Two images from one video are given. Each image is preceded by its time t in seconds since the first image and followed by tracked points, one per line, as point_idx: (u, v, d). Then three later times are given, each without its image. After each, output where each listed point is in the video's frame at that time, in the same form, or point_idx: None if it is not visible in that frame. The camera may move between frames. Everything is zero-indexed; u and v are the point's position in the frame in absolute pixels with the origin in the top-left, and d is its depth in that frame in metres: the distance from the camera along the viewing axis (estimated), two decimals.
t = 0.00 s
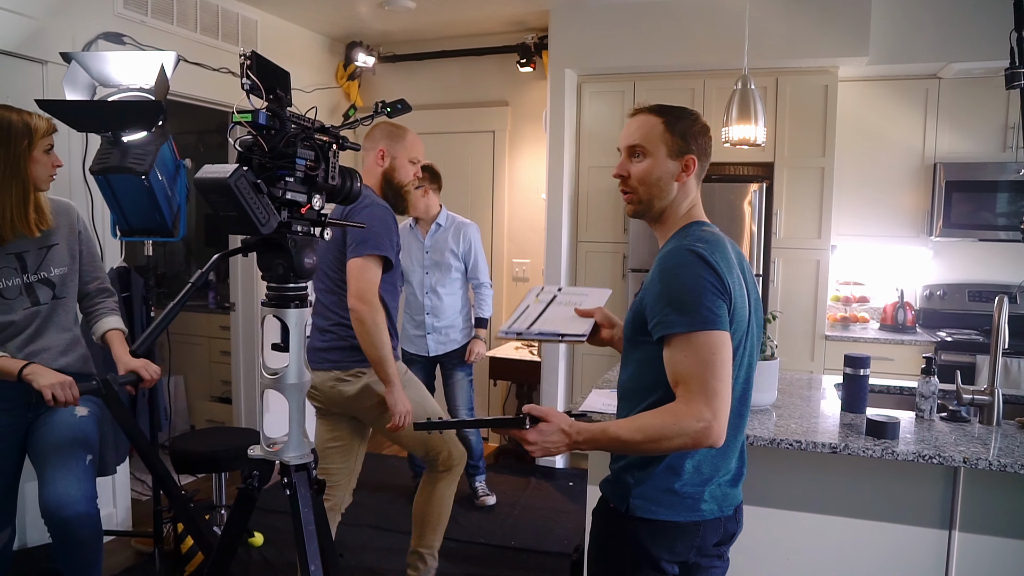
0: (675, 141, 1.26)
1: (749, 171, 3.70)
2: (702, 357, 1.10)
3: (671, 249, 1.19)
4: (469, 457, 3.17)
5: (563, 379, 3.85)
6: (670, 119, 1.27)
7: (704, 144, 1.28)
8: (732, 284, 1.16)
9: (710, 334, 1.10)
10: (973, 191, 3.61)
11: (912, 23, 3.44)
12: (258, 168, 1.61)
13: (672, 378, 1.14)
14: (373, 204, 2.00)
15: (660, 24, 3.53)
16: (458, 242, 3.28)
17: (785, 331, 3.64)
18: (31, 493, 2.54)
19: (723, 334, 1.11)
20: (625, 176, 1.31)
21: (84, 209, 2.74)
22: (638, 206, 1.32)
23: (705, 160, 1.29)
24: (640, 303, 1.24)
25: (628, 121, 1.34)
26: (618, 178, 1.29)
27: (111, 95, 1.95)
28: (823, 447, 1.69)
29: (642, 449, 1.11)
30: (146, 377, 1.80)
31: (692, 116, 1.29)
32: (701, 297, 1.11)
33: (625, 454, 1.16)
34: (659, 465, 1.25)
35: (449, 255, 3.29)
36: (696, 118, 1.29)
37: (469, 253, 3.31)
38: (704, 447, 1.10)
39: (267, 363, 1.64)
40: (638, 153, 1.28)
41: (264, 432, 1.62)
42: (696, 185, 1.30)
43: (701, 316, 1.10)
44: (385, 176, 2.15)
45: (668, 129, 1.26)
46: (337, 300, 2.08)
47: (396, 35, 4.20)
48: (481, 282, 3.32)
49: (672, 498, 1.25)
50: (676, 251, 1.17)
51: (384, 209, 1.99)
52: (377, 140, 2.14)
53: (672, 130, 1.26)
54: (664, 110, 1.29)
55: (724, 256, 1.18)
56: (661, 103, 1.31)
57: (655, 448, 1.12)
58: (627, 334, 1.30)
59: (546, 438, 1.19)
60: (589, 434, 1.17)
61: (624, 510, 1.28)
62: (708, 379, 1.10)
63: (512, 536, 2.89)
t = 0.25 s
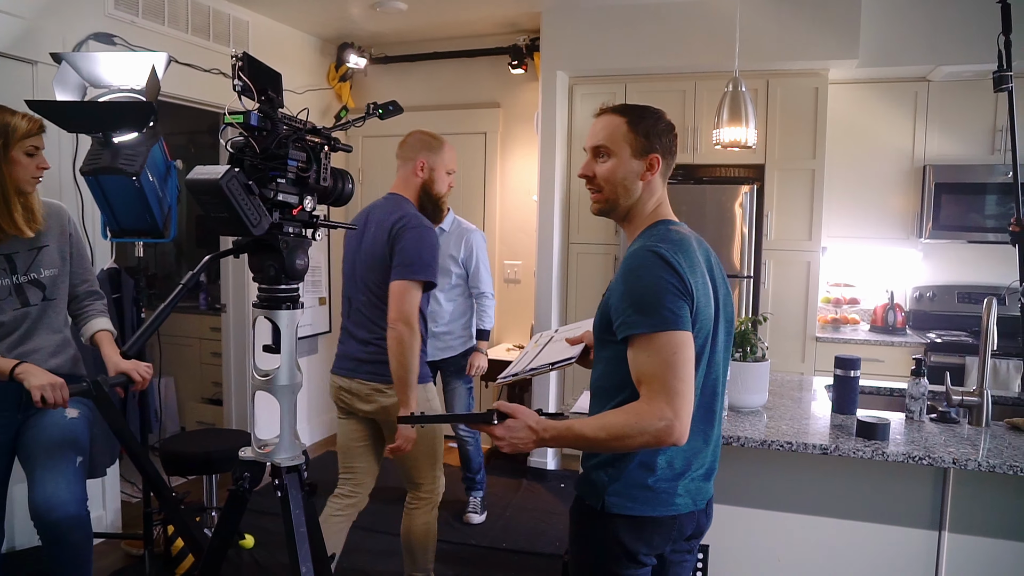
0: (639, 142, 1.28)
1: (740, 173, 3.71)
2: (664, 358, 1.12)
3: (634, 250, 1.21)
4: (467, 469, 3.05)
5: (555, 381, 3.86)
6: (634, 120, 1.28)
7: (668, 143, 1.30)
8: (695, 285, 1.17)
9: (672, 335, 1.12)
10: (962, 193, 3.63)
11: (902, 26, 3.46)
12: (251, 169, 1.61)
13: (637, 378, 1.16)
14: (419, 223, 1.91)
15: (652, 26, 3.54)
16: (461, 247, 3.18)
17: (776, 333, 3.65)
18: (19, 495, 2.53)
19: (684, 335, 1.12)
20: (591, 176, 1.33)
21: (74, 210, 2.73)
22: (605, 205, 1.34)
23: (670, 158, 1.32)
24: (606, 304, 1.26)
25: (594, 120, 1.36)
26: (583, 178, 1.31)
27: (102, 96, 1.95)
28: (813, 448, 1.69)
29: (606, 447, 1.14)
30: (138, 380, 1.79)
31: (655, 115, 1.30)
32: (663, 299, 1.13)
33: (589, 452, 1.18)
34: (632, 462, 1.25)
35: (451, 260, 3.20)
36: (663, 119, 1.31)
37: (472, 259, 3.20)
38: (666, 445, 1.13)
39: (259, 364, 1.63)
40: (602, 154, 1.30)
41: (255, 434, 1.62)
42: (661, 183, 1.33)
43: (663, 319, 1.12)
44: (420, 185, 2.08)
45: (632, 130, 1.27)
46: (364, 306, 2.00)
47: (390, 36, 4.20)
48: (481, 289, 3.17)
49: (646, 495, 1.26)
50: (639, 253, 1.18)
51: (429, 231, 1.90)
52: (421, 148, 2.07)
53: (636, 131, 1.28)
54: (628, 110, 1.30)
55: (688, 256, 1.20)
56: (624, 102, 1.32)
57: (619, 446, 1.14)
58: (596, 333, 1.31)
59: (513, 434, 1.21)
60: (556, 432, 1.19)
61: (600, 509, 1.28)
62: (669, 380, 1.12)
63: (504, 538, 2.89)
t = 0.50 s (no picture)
0: (626, 150, 1.29)
1: (744, 179, 3.71)
2: (646, 367, 1.12)
3: (621, 258, 1.21)
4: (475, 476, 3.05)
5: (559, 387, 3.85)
6: (621, 128, 1.30)
7: (656, 152, 1.32)
8: (680, 294, 1.17)
9: (654, 345, 1.12)
10: (967, 199, 3.63)
11: (906, 33, 3.46)
12: (256, 174, 1.63)
13: (620, 386, 1.17)
14: (474, 237, 2.10)
15: (656, 32, 3.54)
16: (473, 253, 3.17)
17: (780, 339, 3.63)
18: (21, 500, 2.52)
19: (667, 345, 1.13)
20: (580, 184, 1.34)
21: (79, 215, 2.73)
22: (594, 213, 1.35)
23: (658, 166, 1.33)
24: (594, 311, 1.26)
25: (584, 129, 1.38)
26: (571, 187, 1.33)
27: (107, 101, 1.96)
28: (818, 456, 1.69)
29: (587, 453, 1.15)
30: (141, 385, 1.80)
31: (644, 124, 1.32)
32: (646, 309, 1.13)
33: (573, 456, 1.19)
34: (623, 468, 1.26)
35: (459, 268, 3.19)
36: (652, 128, 1.33)
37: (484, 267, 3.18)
38: (648, 453, 1.13)
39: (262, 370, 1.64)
40: (590, 162, 1.32)
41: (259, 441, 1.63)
42: (650, 192, 1.34)
43: (644, 328, 1.12)
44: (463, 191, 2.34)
45: (620, 138, 1.29)
46: (407, 308, 2.13)
47: (394, 43, 4.22)
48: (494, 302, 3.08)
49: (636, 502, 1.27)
50: (625, 262, 1.18)
51: (483, 245, 2.10)
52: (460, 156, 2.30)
53: (623, 140, 1.29)
54: (616, 119, 1.32)
55: (674, 265, 1.20)
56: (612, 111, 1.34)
57: (602, 453, 1.15)
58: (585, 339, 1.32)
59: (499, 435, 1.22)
60: (540, 435, 1.21)
61: (591, 515, 1.29)
62: (650, 389, 1.12)
63: (507, 545, 2.88)
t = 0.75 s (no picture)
0: (648, 156, 1.28)
1: (768, 183, 3.68)
2: (661, 375, 1.11)
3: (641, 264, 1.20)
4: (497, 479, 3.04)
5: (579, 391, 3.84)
6: (643, 134, 1.29)
7: (679, 157, 1.31)
8: (697, 302, 1.16)
9: (670, 353, 1.11)
10: (997, 205, 3.57)
11: (935, 36, 3.42)
12: (281, 177, 1.65)
13: (635, 392, 1.16)
14: (519, 244, 2.26)
15: (679, 36, 3.52)
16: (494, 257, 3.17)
17: (805, 346, 3.59)
18: (48, 499, 2.56)
19: (683, 353, 1.12)
20: (601, 189, 1.34)
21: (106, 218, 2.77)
22: (616, 218, 1.35)
23: (680, 172, 1.32)
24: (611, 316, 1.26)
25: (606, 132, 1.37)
26: (592, 192, 1.32)
27: (134, 105, 1.98)
28: (845, 464, 1.66)
29: (599, 457, 1.14)
30: (166, 386, 1.81)
31: (667, 128, 1.31)
32: (663, 316, 1.12)
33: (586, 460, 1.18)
34: (642, 472, 1.27)
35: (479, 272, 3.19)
36: (675, 132, 1.31)
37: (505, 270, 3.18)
38: (660, 459, 1.12)
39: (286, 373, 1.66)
40: (612, 168, 1.31)
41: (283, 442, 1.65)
42: (672, 197, 1.33)
43: (660, 335, 1.11)
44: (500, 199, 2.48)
45: (642, 143, 1.28)
46: (451, 310, 2.24)
47: (415, 46, 4.23)
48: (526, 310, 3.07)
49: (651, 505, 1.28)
50: (644, 268, 1.17)
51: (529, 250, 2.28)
52: (498, 168, 2.41)
53: (645, 145, 1.28)
54: (639, 123, 1.31)
55: (693, 273, 1.19)
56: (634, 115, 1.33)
57: (614, 457, 1.14)
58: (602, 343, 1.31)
59: (515, 436, 1.21)
60: (555, 438, 1.19)
61: (607, 519, 1.29)
62: (666, 397, 1.11)
63: (527, 549, 2.87)
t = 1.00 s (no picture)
0: (662, 152, 1.28)
1: (783, 179, 3.65)
2: (682, 374, 1.10)
3: (661, 263, 1.19)
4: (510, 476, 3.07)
5: (590, 388, 3.84)
6: (657, 130, 1.28)
7: (693, 154, 1.30)
8: (717, 301, 1.16)
9: (691, 353, 1.10)
10: (1015, 202, 3.54)
11: (954, 30, 3.38)
12: (295, 172, 1.66)
13: (655, 390, 1.15)
14: (536, 235, 2.32)
15: (693, 31, 3.51)
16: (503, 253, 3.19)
17: (819, 343, 3.57)
18: (65, 491, 2.58)
19: (704, 353, 1.11)
20: (614, 185, 1.33)
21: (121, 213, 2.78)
22: (629, 215, 1.34)
23: (695, 169, 1.31)
24: (629, 314, 1.25)
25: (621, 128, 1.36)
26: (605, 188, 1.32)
27: (149, 100, 1.99)
28: (860, 463, 1.65)
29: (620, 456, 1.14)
30: (180, 381, 1.82)
31: (681, 125, 1.30)
32: (685, 316, 1.11)
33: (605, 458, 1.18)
34: (656, 468, 1.27)
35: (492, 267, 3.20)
36: (689, 130, 1.30)
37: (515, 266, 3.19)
38: (681, 458, 1.12)
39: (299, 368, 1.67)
40: (626, 164, 1.31)
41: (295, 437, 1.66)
42: (686, 194, 1.32)
43: (682, 335, 1.10)
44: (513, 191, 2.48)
45: (656, 140, 1.28)
46: (478, 304, 2.30)
47: (428, 42, 4.23)
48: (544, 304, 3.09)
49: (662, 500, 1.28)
50: (664, 267, 1.17)
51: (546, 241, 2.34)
52: (508, 159, 2.42)
53: (659, 142, 1.27)
54: (653, 120, 1.30)
55: (712, 272, 1.18)
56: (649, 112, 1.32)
57: (636, 454, 1.14)
58: (617, 341, 1.30)
59: (532, 434, 1.22)
60: (574, 435, 1.20)
61: (620, 514, 1.29)
62: (686, 396, 1.10)
63: (538, 545, 2.87)
